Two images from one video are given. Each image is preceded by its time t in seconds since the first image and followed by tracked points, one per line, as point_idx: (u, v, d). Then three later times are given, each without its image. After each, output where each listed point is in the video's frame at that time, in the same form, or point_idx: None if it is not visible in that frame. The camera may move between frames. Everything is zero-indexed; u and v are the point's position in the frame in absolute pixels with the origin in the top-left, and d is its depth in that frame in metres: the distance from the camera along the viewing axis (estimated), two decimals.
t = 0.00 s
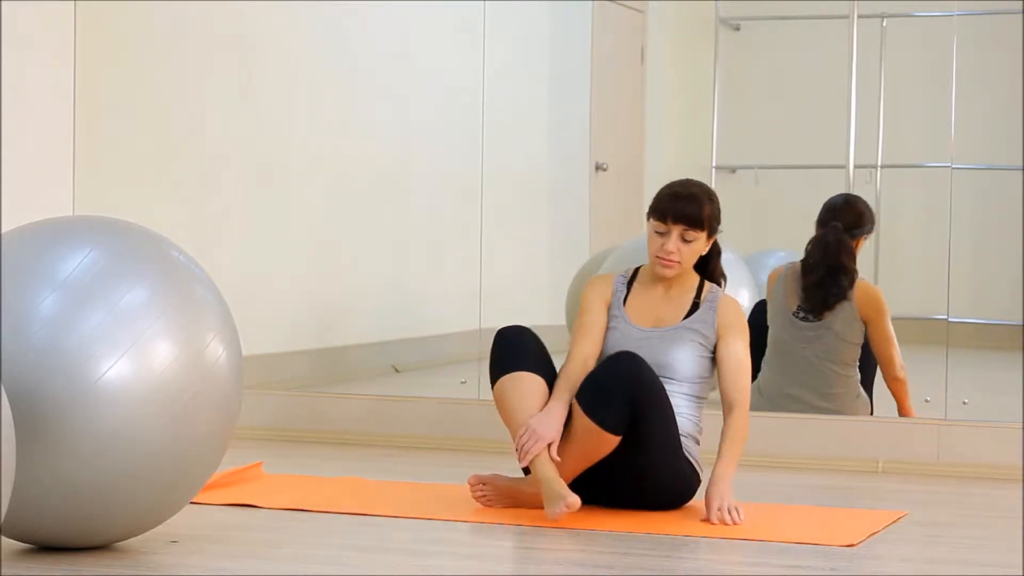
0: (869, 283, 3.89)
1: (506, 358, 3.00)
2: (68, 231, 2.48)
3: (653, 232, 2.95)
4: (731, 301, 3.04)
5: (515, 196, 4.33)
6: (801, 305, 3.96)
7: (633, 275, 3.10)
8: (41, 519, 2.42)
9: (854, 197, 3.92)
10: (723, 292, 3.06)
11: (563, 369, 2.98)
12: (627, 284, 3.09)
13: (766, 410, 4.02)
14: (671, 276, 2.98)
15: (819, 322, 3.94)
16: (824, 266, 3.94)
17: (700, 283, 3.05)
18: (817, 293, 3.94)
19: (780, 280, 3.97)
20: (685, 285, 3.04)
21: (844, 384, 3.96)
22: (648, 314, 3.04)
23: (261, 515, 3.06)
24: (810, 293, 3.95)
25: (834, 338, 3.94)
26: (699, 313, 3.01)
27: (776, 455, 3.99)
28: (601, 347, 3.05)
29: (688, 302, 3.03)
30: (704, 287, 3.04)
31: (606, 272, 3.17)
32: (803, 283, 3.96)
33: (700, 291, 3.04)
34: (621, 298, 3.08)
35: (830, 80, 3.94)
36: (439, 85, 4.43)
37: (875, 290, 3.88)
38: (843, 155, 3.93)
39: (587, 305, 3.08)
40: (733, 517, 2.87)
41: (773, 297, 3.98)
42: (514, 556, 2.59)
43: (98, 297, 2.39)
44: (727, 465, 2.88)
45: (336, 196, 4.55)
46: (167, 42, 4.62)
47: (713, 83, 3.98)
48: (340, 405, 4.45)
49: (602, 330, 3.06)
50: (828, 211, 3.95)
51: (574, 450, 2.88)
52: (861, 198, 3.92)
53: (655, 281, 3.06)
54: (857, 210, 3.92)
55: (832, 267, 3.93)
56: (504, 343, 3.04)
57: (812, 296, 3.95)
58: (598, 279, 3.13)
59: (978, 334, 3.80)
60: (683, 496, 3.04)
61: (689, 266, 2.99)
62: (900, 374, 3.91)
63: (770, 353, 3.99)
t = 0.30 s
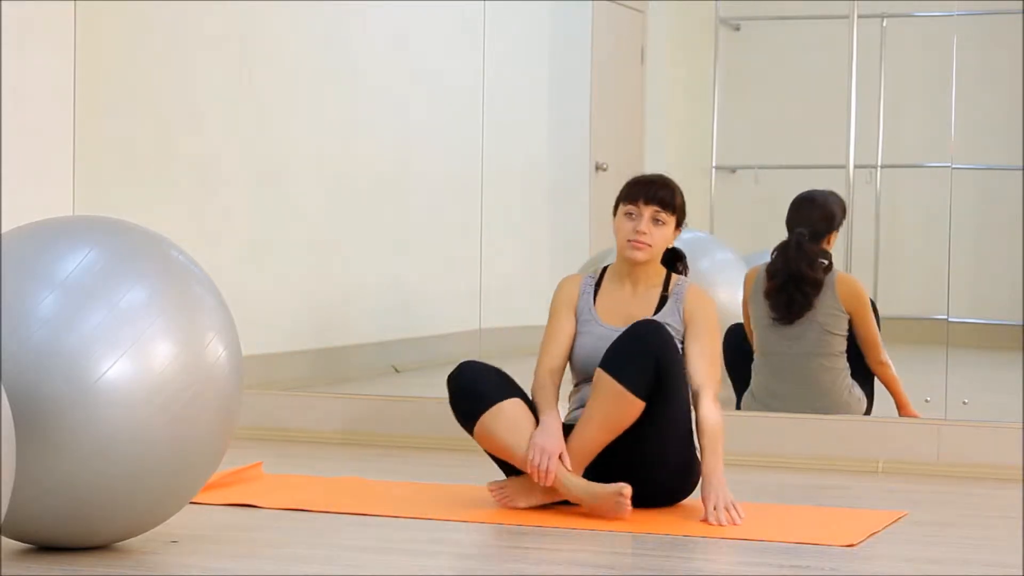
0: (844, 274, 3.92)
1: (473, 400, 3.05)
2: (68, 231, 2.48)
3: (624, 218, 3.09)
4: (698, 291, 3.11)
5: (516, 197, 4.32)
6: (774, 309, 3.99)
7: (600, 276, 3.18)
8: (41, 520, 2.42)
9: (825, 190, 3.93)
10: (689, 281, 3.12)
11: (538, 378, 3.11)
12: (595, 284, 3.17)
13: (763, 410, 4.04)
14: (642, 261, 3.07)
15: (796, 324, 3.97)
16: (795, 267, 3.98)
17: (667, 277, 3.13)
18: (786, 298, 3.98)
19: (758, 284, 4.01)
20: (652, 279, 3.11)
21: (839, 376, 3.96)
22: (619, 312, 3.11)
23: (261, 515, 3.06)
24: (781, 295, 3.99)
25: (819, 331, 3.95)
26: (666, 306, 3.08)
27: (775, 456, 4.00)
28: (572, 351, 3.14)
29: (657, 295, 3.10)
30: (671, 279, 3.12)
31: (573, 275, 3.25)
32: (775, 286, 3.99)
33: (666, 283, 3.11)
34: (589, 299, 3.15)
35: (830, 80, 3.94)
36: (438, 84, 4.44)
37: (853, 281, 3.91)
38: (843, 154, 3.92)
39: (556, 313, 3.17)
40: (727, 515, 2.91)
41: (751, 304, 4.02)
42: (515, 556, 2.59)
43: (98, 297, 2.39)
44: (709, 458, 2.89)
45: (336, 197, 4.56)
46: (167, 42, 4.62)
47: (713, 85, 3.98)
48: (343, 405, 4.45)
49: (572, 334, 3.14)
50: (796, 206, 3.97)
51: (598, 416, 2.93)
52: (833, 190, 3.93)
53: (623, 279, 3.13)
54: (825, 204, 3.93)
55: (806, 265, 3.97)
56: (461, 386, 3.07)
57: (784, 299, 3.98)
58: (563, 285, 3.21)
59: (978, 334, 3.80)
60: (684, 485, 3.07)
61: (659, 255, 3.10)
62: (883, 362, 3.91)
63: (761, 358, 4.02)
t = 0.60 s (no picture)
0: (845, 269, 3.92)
1: (468, 421, 3.04)
2: (69, 231, 2.48)
3: (609, 211, 3.09)
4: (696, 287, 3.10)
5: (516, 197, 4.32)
6: (775, 309, 3.97)
7: (595, 275, 3.18)
8: (42, 519, 2.42)
9: (819, 185, 3.95)
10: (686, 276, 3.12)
11: (535, 382, 3.12)
12: (590, 284, 3.16)
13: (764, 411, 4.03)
14: (631, 252, 3.07)
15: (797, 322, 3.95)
16: (795, 264, 3.97)
17: (663, 272, 3.11)
18: (788, 296, 3.96)
19: (758, 284, 4.00)
20: (647, 274, 3.11)
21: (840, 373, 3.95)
22: (619, 311, 3.10)
23: (261, 515, 3.06)
24: (784, 296, 3.97)
25: (820, 326, 3.94)
26: (664, 304, 3.08)
27: (775, 455, 4.00)
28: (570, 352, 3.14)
29: (654, 292, 3.09)
30: (668, 274, 3.11)
31: (567, 275, 3.24)
32: (775, 286, 3.98)
33: (663, 279, 3.10)
34: (585, 299, 3.14)
35: (830, 81, 3.94)
36: (438, 84, 4.44)
37: (855, 277, 3.91)
38: (843, 154, 3.92)
39: (552, 315, 3.16)
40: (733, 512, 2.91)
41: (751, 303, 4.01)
42: (515, 556, 2.59)
43: (99, 296, 2.39)
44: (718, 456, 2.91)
45: (337, 197, 4.56)
46: (167, 43, 4.62)
47: (712, 88, 3.98)
48: (342, 405, 4.45)
49: (568, 336, 3.14)
50: (794, 204, 3.97)
51: (609, 426, 2.93)
52: (829, 187, 3.94)
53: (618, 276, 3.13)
54: (822, 202, 3.95)
55: (805, 262, 3.96)
56: (449, 411, 3.07)
57: (785, 299, 3.97)
58: (558, 286, 3.21)
59: (978, 334, 3.79)
60: (683, 488, 3.06)
61: (648, 245, 3.09)
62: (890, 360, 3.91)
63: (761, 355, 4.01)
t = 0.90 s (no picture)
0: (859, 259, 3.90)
1: (456, 437, 3.06)
2: (69, 231, 2.48)
3: (597, 200, 3.12)
4: (692, 278, 3.07)
5: (515, 197, 4.32)
6: (791, 303, 3.98)
7: (586, 270, 3.16)
8: (42, 519, 2.42)
9: (824, 177, 3.93)
10: (680, 266, 3.10)
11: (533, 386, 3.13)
12: (582, 279, 3.15)
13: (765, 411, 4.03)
14: (620, 237, 3.08)
15: (813, 314, 3.95)
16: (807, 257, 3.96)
17: (656, 263, 3.10)
18: (804, 290, 3.97)
19: (773, 275, 4.00)
20: (640, 265, 3.10)
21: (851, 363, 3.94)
22: (612, 305, 3.08)
23: (262, 515, 3.06)
24: (801, 289, 3.97)
25: (834, 317, 3.94)
26: (659, 296, 3.05)
27: (776, 456, 4.00)
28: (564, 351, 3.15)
29: (649, 284, 3.08)
30: (662, 265, 3.10)
31: (560, 271, 3.23)
32: (791, 279, 3.98)
33: (657, 270, 3.09)
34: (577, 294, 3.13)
35: (830, 81, 3.94)
36: (437, 84, 4.44)
37: (866, 266, 3.89)
38: (844, 154, 3.92)
39: (546, 316, 3.17)
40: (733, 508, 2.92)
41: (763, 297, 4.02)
42: (515, 556, 2.59)
43: (98, 297, 2.39)
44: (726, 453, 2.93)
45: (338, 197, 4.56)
46: (167, 43, 4.62)
47: (713, 89, 4.00)
48: (342, 405, 4.46)
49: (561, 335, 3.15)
50: (795, 199, 3.96)
51: (608, 453, 2.95)
52: (830, 177, 3.93)
53: (611, 267, 3.12)
54: (828, 193, 3.93)
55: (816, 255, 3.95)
56: (436, 426, 3.08)
57: (802, 292, 3.97)
58: (551, 283, 3.20)
59: (978, 334, 3.79)
60: (682, 497, 3.05)
61: (638, 230, 3.10)
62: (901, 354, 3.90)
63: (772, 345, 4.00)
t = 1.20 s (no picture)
0: (861, 250, 3.88)
1: (451, 446, 3.05)
2: (68, 231, 2.48)
3: (579, 189, 3.09)
4: (676, 267, 3.06)
5: (516, 196, 4.31)
6: (795, 291, 3.94)
7: (569, 261, 3.16)
8: (42, 519, 2.42)
9: (827, 171, 3.93)
10: (664, 255, 3.09)
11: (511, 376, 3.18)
12: (563, 271, 3.15)
13: (765, 410, 4.03)
14: (603, 229, 3.06)
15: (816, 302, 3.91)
16: (813, 246, 3.92)
17: (640, 251, 3.10)
18: (807, 279, 3.92)
19: (776, 267, 3.98)
20: (623, 254, 3.09)
21: (854, 352, 3.90)
22: (596, 296, 3.07)
23: (262, 515, 3.06)
24: (803, 279, 3.93)
25: (837, 306, 3.90)
26: (642, 287, 3.04)
27: (777, 456, 4.01)
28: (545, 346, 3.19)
29: (632, 273, 3.07)
30: (646, 254, 3.09)
31: (543, 263, 3.23)
32: (793, 268, 3.94)
33: (641, 260, 3.08)
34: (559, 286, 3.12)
35: (830, 81, 3.94)
36: (437, 85, 4.44)
37: (868, 256, 3.87)
38: (844, 154, 3.92)
39: (528, 308, 3.21)
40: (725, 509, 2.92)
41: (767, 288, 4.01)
42: (514, 556, 2.59)
43: (98, 297, 2.39)
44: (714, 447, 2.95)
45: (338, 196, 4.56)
46: (167, 43, 4.62)
47: (713, 89, 4.01)
48: (343, 405, 4.46)
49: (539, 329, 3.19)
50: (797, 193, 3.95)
51: (605, 476, 2.95)
52: (833, 172, 3.93)
53: (594, 257, 3.12)
54: (830, 184, 3.93)
55: (816, 245, 3.92)
56: (434, 426, 3.07)
57: (805, 282, 3.93)
58: (534, 274, 3.21)
59: (978, 334, 3.79)
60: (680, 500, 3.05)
61: (621, 220, 3.07)
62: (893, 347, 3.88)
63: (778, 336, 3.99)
